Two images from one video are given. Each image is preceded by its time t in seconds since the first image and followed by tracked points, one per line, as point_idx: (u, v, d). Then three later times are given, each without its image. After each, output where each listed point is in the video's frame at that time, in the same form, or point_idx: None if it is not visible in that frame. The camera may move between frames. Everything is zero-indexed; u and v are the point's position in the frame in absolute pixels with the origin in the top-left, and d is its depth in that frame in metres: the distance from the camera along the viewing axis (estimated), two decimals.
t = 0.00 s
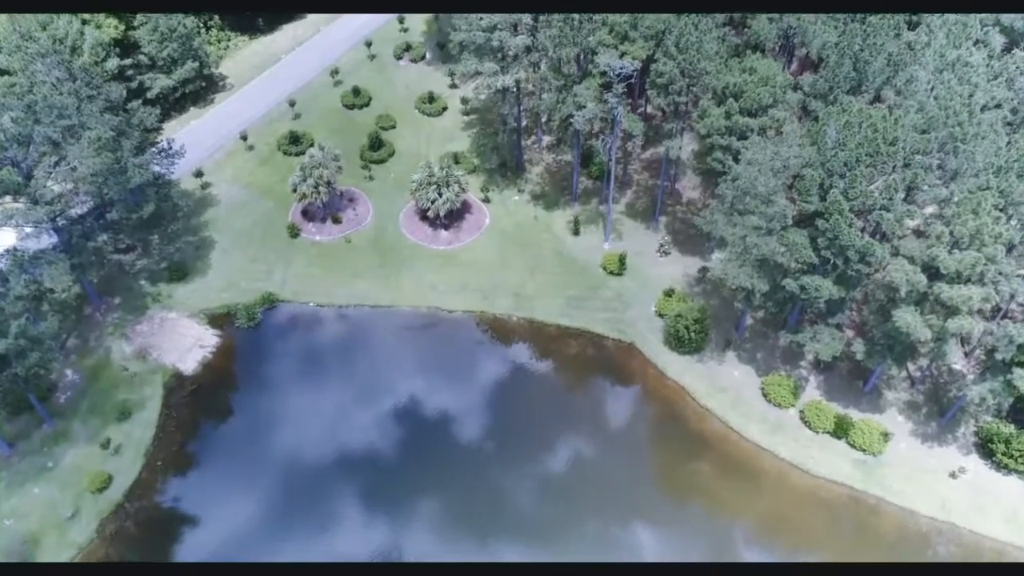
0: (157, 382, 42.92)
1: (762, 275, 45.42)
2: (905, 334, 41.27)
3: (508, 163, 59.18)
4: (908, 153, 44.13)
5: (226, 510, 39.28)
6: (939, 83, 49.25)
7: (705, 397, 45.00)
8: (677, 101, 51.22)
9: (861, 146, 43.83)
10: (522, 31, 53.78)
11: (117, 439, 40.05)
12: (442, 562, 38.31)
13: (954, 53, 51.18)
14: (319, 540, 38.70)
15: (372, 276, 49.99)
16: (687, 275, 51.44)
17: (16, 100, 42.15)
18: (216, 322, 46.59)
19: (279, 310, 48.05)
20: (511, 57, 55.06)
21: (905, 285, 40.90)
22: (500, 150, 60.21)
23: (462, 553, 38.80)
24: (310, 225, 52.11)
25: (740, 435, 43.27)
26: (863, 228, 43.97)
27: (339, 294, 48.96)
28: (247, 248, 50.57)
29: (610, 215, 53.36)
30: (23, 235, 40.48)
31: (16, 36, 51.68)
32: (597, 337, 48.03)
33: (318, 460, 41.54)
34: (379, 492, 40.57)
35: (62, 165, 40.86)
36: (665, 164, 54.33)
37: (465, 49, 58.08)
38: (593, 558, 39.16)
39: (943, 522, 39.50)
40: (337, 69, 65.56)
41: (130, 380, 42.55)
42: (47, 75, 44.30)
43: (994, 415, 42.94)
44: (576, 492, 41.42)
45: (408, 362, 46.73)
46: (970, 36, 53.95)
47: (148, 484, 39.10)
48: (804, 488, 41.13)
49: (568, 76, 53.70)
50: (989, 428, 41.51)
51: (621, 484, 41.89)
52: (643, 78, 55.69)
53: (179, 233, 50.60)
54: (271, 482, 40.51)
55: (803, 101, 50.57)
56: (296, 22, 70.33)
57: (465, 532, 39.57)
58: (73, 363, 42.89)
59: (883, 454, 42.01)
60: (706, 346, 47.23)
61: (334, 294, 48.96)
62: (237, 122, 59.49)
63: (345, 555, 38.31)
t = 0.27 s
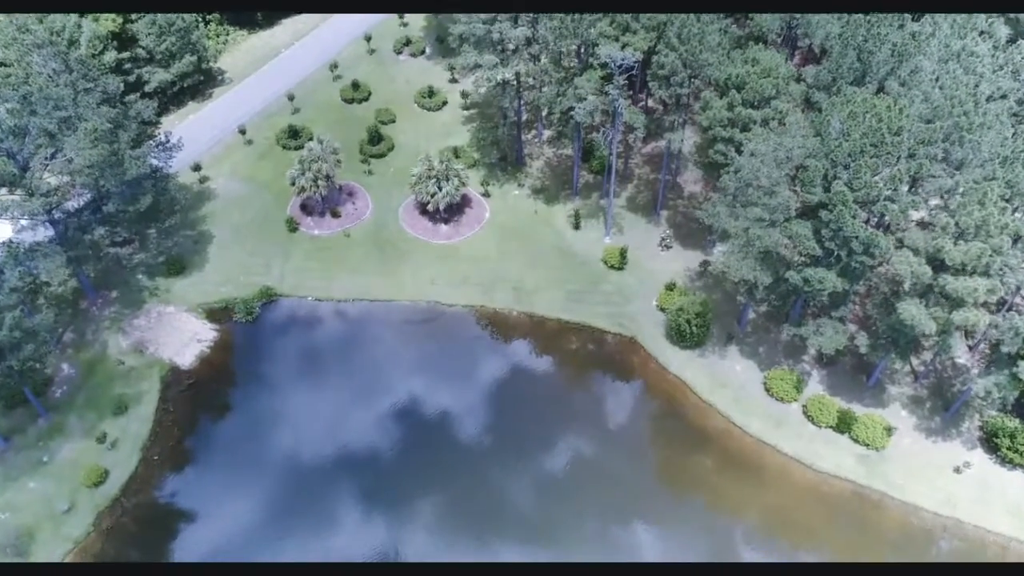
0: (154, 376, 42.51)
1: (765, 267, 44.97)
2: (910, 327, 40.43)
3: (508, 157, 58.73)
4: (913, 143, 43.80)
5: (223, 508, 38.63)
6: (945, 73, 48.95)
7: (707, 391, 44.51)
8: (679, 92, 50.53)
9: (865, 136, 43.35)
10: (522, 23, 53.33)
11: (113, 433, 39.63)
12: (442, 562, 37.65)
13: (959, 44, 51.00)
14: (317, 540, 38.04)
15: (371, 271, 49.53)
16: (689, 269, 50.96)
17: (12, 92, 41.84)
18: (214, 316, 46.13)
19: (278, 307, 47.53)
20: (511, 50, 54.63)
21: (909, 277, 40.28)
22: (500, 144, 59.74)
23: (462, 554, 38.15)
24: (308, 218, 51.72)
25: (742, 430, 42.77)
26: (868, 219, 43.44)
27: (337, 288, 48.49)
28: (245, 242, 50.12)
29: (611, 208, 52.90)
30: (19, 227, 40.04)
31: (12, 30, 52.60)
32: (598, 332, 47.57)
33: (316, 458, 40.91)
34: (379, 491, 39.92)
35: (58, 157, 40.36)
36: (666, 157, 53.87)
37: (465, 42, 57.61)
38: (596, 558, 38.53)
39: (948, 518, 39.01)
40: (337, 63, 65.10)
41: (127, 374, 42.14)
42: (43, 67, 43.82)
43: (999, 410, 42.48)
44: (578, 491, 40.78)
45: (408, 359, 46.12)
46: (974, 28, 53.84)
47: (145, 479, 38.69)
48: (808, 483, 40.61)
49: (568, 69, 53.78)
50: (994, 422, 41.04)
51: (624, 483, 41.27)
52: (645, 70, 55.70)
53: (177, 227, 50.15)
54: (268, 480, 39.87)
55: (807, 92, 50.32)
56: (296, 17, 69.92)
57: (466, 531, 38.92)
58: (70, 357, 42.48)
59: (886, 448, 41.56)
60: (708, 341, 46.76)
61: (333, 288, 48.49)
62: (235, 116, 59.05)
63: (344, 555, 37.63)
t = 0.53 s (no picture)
0: (159, 368, 42.30)
1: (774, 263, 44.39)
2: (921, 325, 39.73)
3: (515, 152, 58.36)
4: (926, 137, 43.33)
5: (226, 505, 38.16)
6: (957, 67, 48.41)
7: (714, 389, 44.05)
8: (688, 87, 49.82)
9: (877, 130, 42.64)
10: (530, 16, 53.00)
11: (117, 424, 39.43)
12: (445, 560, 37.19)
13: (971, 38, 50.54)
14: (320, 538, 37.55)
15: (376, 264, 49.23)
16: (697, 265, 50.40)
17: (18, 80, 41.54)
18: (219, 309, 45.89)
19: (282, 302, 47.10)
20: (519, 43, 54.35)
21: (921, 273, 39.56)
22: (507, 140, 59.36)
23: (466, 554, 37.62)
24: (314, 212, 51.44)
25: (750, 428, 42.30)
26: (878, 214, 42.84)
27: (342, 282, 48.18)
28: (251, 235, 49.86)
29: (618, 204, 52.42)
30: (24, 217, 39.86)
31: (20, 23, 52.21)
32: (605, 328, 47.18)
33: (319, 456, 40.40)
34: (382, 489, 39.39)
35: (64, 147, 40.39)
36: (675, 153, 53.29)
37: (472, 36, 57.39)
38: (602, 560, 37.94)
39: (958, 518, 38.46)
40: (344, 57, 64.86)
41: (132, 365, 41.95)
42: (49, 56, 43.74)
43: (1011, 410, 41.84)
44: (584, 492, 40.19)
45: (413, 356, 45.61)
46: (986, 22, 53.32)
47: (149, 470, 38.44)
48: (815, 482, 40.11)
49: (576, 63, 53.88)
50: (1005, 422, 40.41)
51: (630, 483, 40.70)
52: (653, 65, 55.66)
53: (182, 220, 49.95)
54: (271, 477, 39.41)
55: (817, 86, 50.00)
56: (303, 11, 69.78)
57: (469, 531, 38.37)
58: (75, 348, 42.29)
59: (895, 448, 40.94)
60: (715, 337, 46.22)
61: (338, 282, 48.19)
62: (242, 109, 58.86)
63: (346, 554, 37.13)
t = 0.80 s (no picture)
0: (175, 355, 42.41)
1: (794, 263, 43.70)
2: (944, 330, 38.93)
3: (533, 149, 58.04)
4: (952, 138, 42.60)
5: (235, 496, 37.91)
6: (987, 67, 47.46)
7: (729, 390, 43.52)
8: (709, 84, 49.16)
9: (901, 129, 42.07)
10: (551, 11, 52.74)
11: (132, 410, 39.57)
12: (455, 555, 36.76)
13: (1001, 39, 49.41)
14: (328, 532, 37.12)
15: (392, 257, 49.13)
16: (714, 266, 49.79)
17: (41, 66, 41.61)
18: (235, 299, 45.97)
19: (298, 296, 47.04)
20: (539, 39, 54.06)
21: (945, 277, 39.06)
22: (525, 136, 59.04)
23: (475, 552, 37.00)
24: (330, 204, 51.46)
25: (765, 431, 41.74)
26: (902, 216, 42.07)
27: (358, 275, 48.13)
28: (268, 225, 49.91)
29: (636, 202, 51.89)
30: (44, 203, 39.98)
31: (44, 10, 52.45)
32: (620, 327, 46.78)
33: (330, 450, 40.11)
34: (392, 485, 38.96)
35: (85, 133, 40.48)
36: (694, 153, 52.72)
37: (492, 30, 57.20)
38: (612, 558, 37.39)
39: (977, 528, 37.70)
40: (363, 51, 64.88)
41: (148, 352, 42.10)
42: (72, 43, 43.90)
43: None
44: (596, 490, 39.64)
45: (427, 353, 45.27)
46: (1017, 22, 52.16)
47: (162, 457, 38.53)
48: (830, 487, 39.49)
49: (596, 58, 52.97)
50: None
51: (643, 483, 40.15)
52: (674, 62, 55.21)
53: (200, 209, 50.11)
54: (281, 469, 39.14)
55: (841, 85, 49.36)
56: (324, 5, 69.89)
57: (479, 530, 37.79)
58: (92, 333, 42.51)
59: (914, 455, 40.18)
60: (732, 339, 45.63)
61: (353, 274, 48.14)
62: (261, 101, 59.00)
63: (355, 549, 36.67)
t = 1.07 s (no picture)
0: (199, 339, 42.69)
1: (824, 270, 42.56)
2: (978, 343, 37.75)
3: (562, 147, 57.63)
4: (994, 146, 41.44)
5: (253, 486, 38.01)
6: None
7: (753, 397, 42.63)
8: (744, 85, 48.09)
9: (941, 136, 41.06)
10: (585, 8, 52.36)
11: (156, 391, 39.86)
12: (467, 552, 36.58)
13: None
14: (344, 525, 37.07)
15: (417, 250, 49.09)
16: (742, 271, 48.90)
17: (78, 49, 41.64)
18: (260, 286, 46.16)
19: (322, 288, 47.01)
20: (571, 37, 53.65)
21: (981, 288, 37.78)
22: (554, 133, 58.63)
23: (490, 552, 36.70)
24: (358, 195, 51.51)
25: (788, 439, 40.82)
26: (939, 224, 40.93)
27: (383, 266, 48.12)
28: (295, 214, 50.08)
29: (665, 203, 51.13)
30: (78, 184, 40.33)
31: None
32: (644, 328, 46.06)
33: (349, 443, 40.00)
34: (409, 481, 38.75)
35: (120, 117, 40.49)
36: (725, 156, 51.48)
37: (525, 27, 56.98)
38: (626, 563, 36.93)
39: (1006, 549, 36.55)
40: (396, 44, 65.03)
41: (173, 335, 42.41)
42: (110, 30, 44.59)
43: None
44: (612, 493, 39.17)
45: (449, 351, 44.99)
46: None
47: (183, 439, 38.76)
48: (853, 500, 38.51)
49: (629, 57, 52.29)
50: None
51: (660, 487, 39.58)
52: (708, 63, 54.67)
53: (229, 196, 50.44)
54: (300, 461, 39.15)
55: (879, 90, 48.49)
56: None
57: (493, 528, 37.55)
58: (120, 315, 42.98)
59: (942, 470, 39.03)
60: (757, 344, 44.71)
61: (378, 266, 48.16)
62: (293, 91, 59.38)
63: (370, 544, 36.56)
